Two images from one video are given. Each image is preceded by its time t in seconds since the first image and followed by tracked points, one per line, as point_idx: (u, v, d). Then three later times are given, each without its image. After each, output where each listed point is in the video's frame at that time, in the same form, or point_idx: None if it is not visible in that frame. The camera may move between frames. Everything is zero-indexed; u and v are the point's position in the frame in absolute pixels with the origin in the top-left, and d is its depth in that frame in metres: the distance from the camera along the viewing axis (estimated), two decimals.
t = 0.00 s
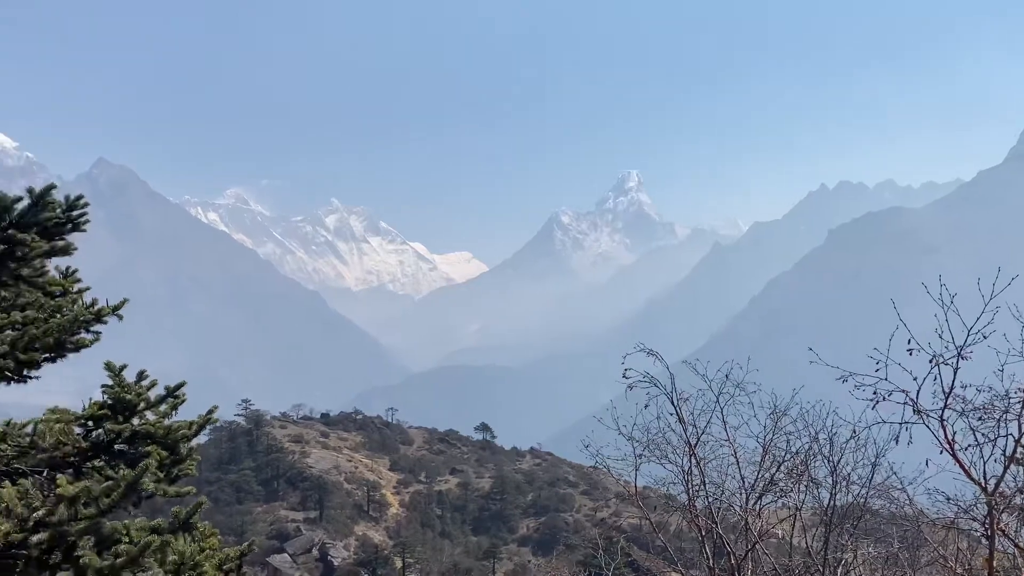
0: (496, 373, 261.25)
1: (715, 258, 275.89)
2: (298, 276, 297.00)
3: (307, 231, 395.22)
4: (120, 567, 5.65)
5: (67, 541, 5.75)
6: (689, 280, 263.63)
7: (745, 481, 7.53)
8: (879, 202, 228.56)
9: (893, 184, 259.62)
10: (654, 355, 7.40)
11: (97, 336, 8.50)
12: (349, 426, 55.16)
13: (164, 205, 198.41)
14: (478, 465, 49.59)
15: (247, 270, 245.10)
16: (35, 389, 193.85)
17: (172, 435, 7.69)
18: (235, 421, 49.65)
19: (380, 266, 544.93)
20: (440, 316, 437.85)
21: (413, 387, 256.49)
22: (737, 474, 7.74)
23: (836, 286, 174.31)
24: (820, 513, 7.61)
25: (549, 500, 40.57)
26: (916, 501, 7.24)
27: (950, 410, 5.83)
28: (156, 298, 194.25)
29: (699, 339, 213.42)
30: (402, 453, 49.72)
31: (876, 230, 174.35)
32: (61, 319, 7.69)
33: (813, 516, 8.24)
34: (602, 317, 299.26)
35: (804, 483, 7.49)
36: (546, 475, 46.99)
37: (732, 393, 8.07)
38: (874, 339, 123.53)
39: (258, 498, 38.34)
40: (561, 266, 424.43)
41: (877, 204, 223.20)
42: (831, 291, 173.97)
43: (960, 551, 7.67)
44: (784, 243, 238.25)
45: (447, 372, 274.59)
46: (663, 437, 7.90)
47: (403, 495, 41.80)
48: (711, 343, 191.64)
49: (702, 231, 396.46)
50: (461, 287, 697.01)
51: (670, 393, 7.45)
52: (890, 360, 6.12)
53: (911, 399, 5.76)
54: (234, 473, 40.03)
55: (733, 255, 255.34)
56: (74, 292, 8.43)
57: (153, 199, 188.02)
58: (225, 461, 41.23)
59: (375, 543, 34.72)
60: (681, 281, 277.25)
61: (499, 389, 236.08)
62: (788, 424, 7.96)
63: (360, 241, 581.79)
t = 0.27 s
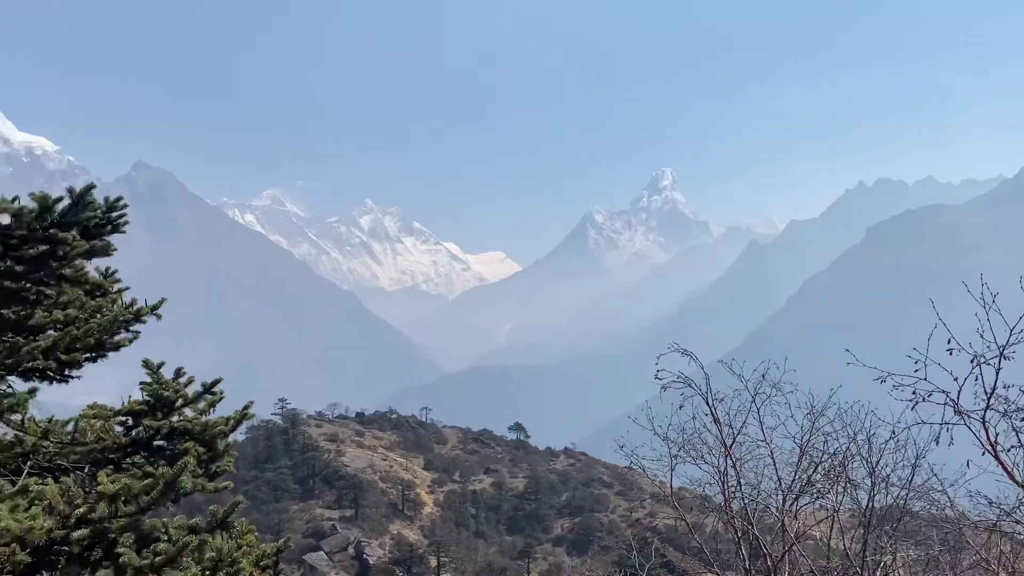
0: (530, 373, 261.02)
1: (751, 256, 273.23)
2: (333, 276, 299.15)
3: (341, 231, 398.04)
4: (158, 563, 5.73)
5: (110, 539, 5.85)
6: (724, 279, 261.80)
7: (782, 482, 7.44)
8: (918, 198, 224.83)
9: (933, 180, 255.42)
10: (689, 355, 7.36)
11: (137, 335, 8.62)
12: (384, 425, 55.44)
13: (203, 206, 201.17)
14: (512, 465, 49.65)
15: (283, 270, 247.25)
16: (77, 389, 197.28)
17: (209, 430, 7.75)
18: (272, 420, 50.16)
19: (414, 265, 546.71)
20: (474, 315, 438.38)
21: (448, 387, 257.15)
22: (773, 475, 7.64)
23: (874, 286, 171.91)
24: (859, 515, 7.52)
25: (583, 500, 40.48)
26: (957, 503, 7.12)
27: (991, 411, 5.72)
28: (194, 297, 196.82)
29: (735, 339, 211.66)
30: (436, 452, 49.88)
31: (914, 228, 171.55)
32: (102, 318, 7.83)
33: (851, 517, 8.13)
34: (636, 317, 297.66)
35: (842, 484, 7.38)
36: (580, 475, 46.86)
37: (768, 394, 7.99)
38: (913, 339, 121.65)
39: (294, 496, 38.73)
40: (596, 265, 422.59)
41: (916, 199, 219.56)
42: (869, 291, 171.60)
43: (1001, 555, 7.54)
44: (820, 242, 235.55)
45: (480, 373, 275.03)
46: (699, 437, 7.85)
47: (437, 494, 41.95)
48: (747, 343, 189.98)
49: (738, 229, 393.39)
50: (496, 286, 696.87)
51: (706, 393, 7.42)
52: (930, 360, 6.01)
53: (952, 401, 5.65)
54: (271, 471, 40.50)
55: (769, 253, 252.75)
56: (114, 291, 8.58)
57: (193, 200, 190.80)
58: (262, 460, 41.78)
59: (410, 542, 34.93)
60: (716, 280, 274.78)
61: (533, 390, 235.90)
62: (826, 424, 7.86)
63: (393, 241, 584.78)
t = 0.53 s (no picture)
0: (564, 373, 260.99)
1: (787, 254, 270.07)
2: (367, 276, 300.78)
3: (375, 231, 400.11)
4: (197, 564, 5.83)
5: (148, 540, 5.87)
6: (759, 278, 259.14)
7: (820, 484, 7.36)
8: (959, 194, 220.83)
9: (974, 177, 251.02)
10: (726, 354, 7.35)
11: (175, 333, 8.72)
12: (418, 425, 55.70)
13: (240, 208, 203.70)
14: (546, 465, 49.64)
15: (319, 271, 249.44)
16: (118, 388, 200.42)
17: (247, 426, 7.81)
18: (308, 419, 50.52)
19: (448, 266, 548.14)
20: (507, 315, 438.82)
21: (482, 387, 257.58)
22: (811, 477, 7.55)
23: (913, 284, 169.23)
24: (898, 516, 7.41)
25: (618, 500, 40.41)
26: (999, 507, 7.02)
27: None
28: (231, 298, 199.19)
29: (771, 339, 209.83)
30: (469, 452, 50.00)
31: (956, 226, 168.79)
32: (140, 318, 7.96)
33: (890, 519, 8.01)
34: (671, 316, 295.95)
35: (881, 484, 7.27)
36: (615, 475, 46.78)
37: (806, 393, 7.89)
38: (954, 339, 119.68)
39: (330, 494, 39.08)
40: (630, 265, 420.79)
41: (957, 195, 215.80)
42: (908, 289, 168.98)
43: None
44: (857, 239, 232.55)
45: (514, 374, 274.96)
46: (735, 437, 7.78)
47: (471, 494, 42.06)
48: (784, 342, 188.13)
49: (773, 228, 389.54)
50: (530, 287, 696.28)
51: (741, 393, 7.38)
52: (972, 358, 5.96)
53: (993, 401, 5.54)
54: (308, 470, 40.90)
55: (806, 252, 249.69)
56: (154, 291, 8.67)
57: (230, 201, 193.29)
58: (299, 459, 42.26)
59: (445, 541, 35.12)
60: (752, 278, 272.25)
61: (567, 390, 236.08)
62: (865, 424, 7.72)
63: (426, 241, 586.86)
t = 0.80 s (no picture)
0: (598, 373, 260.52)
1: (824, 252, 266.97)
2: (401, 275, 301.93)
3: (408, 231, 401.28)
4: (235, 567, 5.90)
5: (190, 539, 5.95)
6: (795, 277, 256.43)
7: (858, 485, 7.25)
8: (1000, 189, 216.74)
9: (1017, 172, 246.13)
10: (762, 355, 7.30)
11: (213, 332, 8.83)
12: (452, 424, 55.88)
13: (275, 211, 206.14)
14: (580, 465, 49.55)
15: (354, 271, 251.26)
16: (157, 387, 203.21)
17: (283, 424, 7.89)
18: (343, 418, 50.92)
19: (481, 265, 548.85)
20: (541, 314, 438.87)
21: (516, 387, 257.92)
22: (850, 478, 7.43)
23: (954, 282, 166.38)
24: (939, 518, 7.28)
25: (653, 500, 40.22)
26: None
27: None
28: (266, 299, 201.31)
29: (807, 338, 207.72)
30: (503, 452, 50.09)
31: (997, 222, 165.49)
32: (178, 317, 8.09)
33: (931, 521, 7.85)
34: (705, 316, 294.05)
35: (919, 486, 7.14)
36: (649, 475, 46.59)
37: (844, 393, 7.79)
38: (995, 338, 117.56)
39: (365, 493, 39.36)
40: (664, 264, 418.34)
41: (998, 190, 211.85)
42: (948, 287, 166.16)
43: None
44: (894, 237, 229.74)
45: (547, 375, 274.34)
46: (771, 439, 7.70)
47: (505, 493, 42.10)
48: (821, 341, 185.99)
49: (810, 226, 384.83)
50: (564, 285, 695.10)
51: (778, 393, 7.32)
52: (1012, 360, 5.83)
53: None
54: (343, 469, 41.20)
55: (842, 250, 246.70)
56: (191, 291, 8.78)
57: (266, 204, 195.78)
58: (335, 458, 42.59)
59: (480, 540, 35.21)
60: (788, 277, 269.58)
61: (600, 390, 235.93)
62: (903, 424, 7.57)
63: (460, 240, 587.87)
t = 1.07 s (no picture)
0: (632, 372, 259.64)
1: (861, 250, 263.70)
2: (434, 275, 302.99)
3: (442, 230, 402.41)
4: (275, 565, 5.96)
5: (228, 538, 6.02)
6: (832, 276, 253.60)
7: (897, 487, 7.13)
8: None
9: None
10: (799, 355, 7.24)
11: (249, 330, 8.95)
12: (486, 424, 55.98)
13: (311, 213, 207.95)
14: (614, 465, 49.41)
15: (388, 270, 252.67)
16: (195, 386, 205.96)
17: (319, 423, 7.96)
18: (378, 418, 51.22)
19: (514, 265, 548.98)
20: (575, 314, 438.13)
21: (550, 387, 257.89)
22: (889, 480, 7.31)
23: (995, 278, 163.52)
24: (981, 521, 7.13)
25: (688, 501, 40.00)
26: None
27: None
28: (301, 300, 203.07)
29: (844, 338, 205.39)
30: (537, 451, 50.09)
31: None
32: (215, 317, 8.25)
33: (972, 523, 7.70)
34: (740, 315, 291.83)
35: (962, 488, 7.01)
36: (684, 476, 46.34)
37: (881, 395, 7.66)
38: None
39: (400, 492, 39.52)
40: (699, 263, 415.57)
41: None
42: (989, 284, 163.35)
43: None
44: (934, 233, 225.50)
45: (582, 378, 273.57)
46: (807, 439, 7.63)
47: (540, 493, 42.11)
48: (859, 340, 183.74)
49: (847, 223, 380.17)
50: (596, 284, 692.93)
51: (816, 395, 7.29)
52: None
53: None
54: (378, 468, 41.40)
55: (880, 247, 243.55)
56: (228, 291, 8.89)
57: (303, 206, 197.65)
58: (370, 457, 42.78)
59: (514, 540, 35.22)
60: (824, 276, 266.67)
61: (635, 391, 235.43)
62: (944, 426, 7.42)
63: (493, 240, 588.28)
